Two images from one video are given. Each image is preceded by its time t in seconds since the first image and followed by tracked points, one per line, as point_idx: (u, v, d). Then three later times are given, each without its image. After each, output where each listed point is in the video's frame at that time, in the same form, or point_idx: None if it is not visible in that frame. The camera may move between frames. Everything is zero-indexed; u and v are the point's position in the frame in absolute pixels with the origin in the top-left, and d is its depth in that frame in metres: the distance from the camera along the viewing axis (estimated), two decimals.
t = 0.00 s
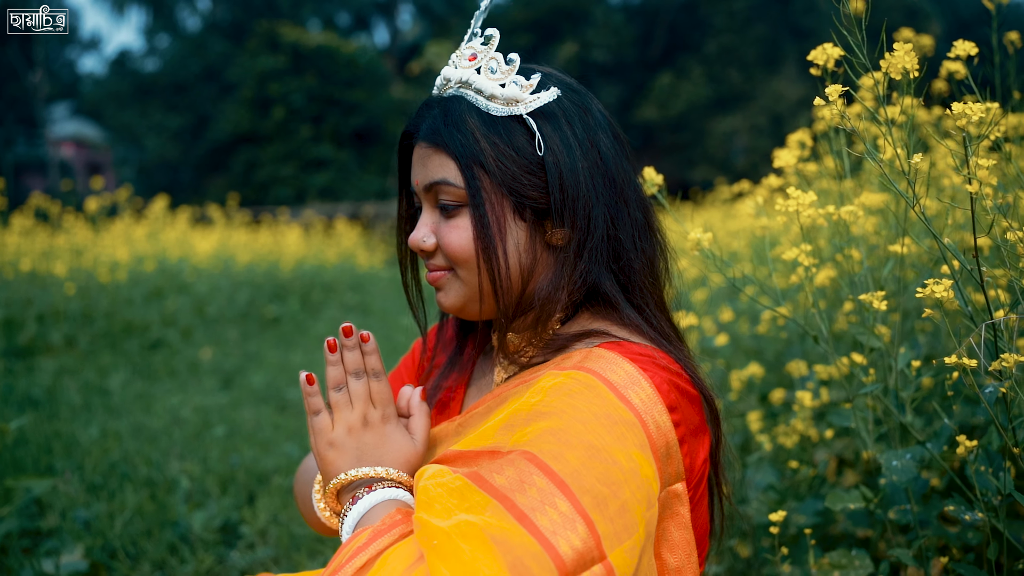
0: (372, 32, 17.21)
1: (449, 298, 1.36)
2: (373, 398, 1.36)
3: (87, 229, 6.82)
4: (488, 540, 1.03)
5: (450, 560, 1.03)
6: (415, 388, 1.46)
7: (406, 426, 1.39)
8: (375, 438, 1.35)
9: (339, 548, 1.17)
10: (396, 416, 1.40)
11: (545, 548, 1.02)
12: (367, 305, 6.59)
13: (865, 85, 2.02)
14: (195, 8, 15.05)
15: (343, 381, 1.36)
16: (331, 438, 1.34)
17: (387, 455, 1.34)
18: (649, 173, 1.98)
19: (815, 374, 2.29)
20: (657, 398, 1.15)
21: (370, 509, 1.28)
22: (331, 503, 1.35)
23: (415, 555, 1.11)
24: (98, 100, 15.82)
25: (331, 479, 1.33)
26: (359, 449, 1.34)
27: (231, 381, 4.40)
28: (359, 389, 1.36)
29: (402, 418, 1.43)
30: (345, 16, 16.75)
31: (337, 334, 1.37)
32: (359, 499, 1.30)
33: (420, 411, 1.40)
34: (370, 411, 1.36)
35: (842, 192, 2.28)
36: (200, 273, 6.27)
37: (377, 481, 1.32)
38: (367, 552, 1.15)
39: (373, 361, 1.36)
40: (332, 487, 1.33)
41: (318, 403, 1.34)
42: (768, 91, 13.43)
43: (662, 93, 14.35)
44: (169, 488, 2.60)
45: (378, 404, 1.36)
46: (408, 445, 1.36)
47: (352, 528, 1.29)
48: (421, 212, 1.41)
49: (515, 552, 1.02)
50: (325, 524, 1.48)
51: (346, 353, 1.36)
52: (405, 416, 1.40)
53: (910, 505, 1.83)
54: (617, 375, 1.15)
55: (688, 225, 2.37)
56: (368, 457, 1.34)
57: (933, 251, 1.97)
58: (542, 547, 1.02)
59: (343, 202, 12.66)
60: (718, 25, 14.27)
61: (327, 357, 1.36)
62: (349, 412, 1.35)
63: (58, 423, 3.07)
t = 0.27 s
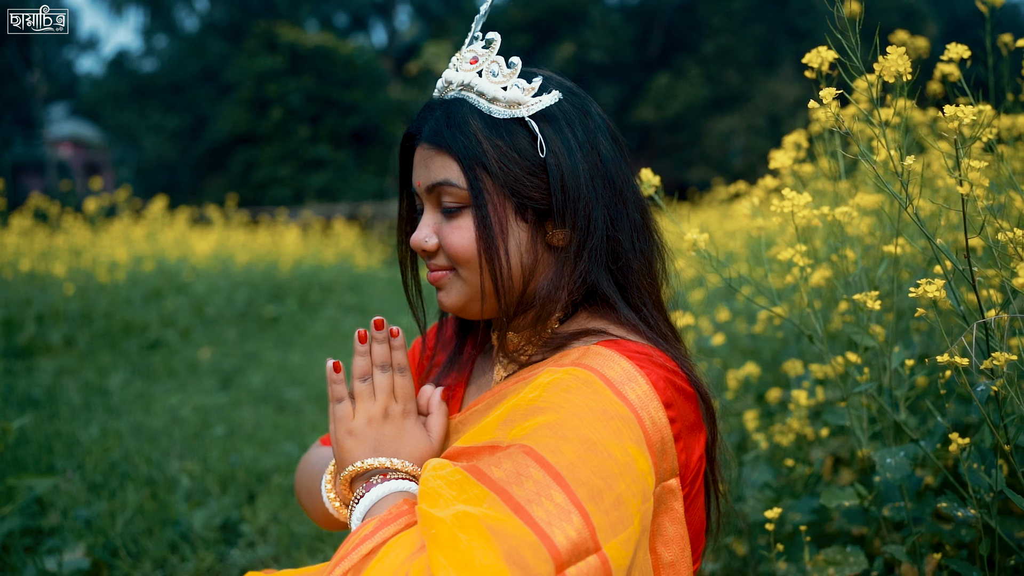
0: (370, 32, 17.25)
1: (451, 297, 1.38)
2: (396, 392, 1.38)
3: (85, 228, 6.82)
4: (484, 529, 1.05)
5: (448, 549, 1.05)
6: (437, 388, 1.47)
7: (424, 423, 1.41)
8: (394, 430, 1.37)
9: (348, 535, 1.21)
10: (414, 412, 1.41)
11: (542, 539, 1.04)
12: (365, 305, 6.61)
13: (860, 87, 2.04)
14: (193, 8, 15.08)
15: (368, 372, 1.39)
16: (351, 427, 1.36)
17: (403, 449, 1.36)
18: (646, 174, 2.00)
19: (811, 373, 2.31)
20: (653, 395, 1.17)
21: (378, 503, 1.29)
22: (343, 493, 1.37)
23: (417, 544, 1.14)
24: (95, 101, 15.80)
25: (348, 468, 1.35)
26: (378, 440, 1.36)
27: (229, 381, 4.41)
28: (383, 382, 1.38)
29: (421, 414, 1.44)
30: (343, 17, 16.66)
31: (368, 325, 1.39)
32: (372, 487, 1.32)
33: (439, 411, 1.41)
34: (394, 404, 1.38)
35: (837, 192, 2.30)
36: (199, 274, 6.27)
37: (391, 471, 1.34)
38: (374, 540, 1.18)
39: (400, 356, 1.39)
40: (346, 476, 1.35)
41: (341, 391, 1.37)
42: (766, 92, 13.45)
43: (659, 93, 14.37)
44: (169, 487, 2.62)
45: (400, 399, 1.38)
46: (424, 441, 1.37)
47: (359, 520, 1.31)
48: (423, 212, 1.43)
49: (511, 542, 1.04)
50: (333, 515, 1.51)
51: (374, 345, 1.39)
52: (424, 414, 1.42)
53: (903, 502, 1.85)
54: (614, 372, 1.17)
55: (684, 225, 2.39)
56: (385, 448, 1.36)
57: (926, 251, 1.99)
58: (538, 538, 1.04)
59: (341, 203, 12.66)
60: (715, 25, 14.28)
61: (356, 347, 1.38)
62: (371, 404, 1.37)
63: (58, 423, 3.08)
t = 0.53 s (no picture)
0: (368, 32, 17.11)
1: (453, 295, 1.39)
2: (410, 388, 1.40)
3: (83, 228, 6.83)
4: (482, 520, 1.06)
5: (447, 539, 1.06)
6: (451, 389, 1.48)
7: (435, 421, 1.42)
8: (407, 426, 1.38)
9: (355, 525, 1.23)
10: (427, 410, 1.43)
11: (540, 530, 1.05)
12: (363, 305, 6.62)
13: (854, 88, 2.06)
14: (191, 9, 15.09)
15: (385, 367, 1.41)
16: (364, 419, 1.38)
17: (415, 444, 1.37)
18: (643, 175, 2.02)
19: (807, 371, 2.33)
20: (650, 390, 1.18)
21: (384, 494, 1.30)
22: (353, 485, 1.39)
23: (420, 535, 1.16)
24: (93, 100, 15.78)
25: (360, 460, 1.36)
26: (394, 434, 1.37)
27: (228, 380, 4.42)
28: (399, 377, 1.40)
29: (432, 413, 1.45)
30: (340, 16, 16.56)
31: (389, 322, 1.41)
32: (382, 477, 1.33)
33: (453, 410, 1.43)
34: (410, 401, 1.39)
35: (832, 193, 2.32)
36: (197, 274, 6.28)
37: (402, 464, 1.34)
38: (378, 530, 1.20)
39: (417, 353, 1.41)
40: (357, 466, 1.36)
41: (357, 384, 1.39)
42: (763, 92, 13.48)
43: (657, 94, 14.39)
44: (169, 486, 2.63)
45: (414, 395, 1.40)
46: (435, 438, 1.38)
47: (367, 511, 1.32)
48: (426, 211, 1.44)
49: (510, 532, 1.05)
50: (339, 510, 1.52)
51: (393, 341, 1.41)
52: (437, 412, 1.43)
53: (897, 499, 1.87)
54: (612, 367, 1.19)
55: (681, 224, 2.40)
56: (397, 443, 1.37)
57: (921, 251, 2.01)
58: (536, 528, 1.05)
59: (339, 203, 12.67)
60: (713, 26, 14.29)
61: (376, 342, 1.40)
62: (386, 398, 1.39)
63: (58, 422, 3.09)
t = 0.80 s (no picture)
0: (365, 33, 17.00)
1: (456, 293, 1.41)
2: (416, 384, 1.42)
3: (81, 229, 6.84)
4: (483, 512, 1.08)
5: (448, 530, 1.09)
6: (456, 386, 1.50)
7: (439, 417, 1.44)
8: (412, 421, 1.40)
9: (359, 517, 1.25)
10: (432, 406, 1.44)
11: (540, 522, 1.07)
12: (361, 305, 6.64)
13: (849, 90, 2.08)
14: (188, 9, 15.13)
15: (393, 363, 1.43)
16: (371, 414, 1.40)
17: (421, 439, 1.39)
18: (640, 175, 2.04)
19: (802, 370, 2.35)
20: (648, 385, 1.21)
21: (389, 487, 1.31)
22: (358, 478, 1.40)
23: (423, 526, 1.18)
24: (90, 101, 15.77)
25: (365, 454, 1.38)
26: (399, 428, 1.39)
27: (226, 380, 4.44)
28: (406, 373, 1.42)
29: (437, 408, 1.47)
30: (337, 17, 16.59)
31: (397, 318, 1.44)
32: (388, 470, 1.35)
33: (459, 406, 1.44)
34: (416, 396, 1.41)
35: (827, 193, 2.34)
36: (195, 274, 6.29)
37: (406, 458, 1.36)
38: (382, 521, 1.22)
39: (424, 351, 1.43)
40: (362, 459, 1.38)
41: (364, 378, 1.42)
42: (760, 93, 13.52)
43: (654, 95, 14.40)
44: (169, 485, 2.65)
45: (420, 392, 1.42)
46: (440, 434, 1.40)
47: (371, 505, 1.34)
48: (430, 209, 1.46)
49: (510, 523, 1.07)
50: (342, 504, 1.54)
51: (400, 338, 1.43)
52: (442, 409, 1.45)
53: (891, 495, 1.90)
54: (610, 362, 1.21)
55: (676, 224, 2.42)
56: (403, 437, 1.38)
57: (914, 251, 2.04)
58: (536, 519, 1.07)
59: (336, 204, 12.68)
60: (710, 27, 14.33)
61: (384, 338, 1.43)
62: (392, 394, 1.41)
63: (57, 421, 3.11)
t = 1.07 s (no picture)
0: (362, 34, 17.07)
1: (461, 289, 1.42)
2: (420, 380, 1.43)
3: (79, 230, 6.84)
4: (485, 504, 1.10)
5: (451, 521, 1.10)
6: (458, 383, 1.52)
7: (442, 413, 1.46)
8: (416, 416, 1.42)
9: (362, 510, 1.27)
10: (435, 401, 1.46)
11: (541, 513, 1.09)
12: (358, 306, 6.66)
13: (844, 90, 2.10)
14: (185, 10, 15.15)
15: (397, 358, 1.44)
16: (375, 408, 1.41)
17: (425, 434, 1.41)
18: (637, 176, 2.06)
19: (799, 368, 2.36)
20: (646, 380, 1.22)
21: (393, 481, 1.33)
22: (361, 472, 1.42)
23: (426, 518, 1.20)
24: (87, 101, 15.76)
25: (369, 447, 1.39)
26: (403, 423, 1.41)
27: (225, 380, 4.45)
28: (410, 368, 1.43)
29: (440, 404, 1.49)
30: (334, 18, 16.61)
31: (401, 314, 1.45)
32: (392, 463, 1.36)
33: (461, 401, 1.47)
34: (418, 392, 1.43)
35: (822, 193, 2.36)
36: (194, 274, 6.30)
37: (410, 452, 1.37)
38: (387, 514, 1.24)
39: (428, 347, 1.45)
40: (366, 453, 1.40)
41: (368, 373, 1.44)
42: (757, 94, 13.56)
43: (651, 95, 14.26)
44: (169, 483, 2.67)
45: (424, 387, 1.44)
46: (443, 429, 1.42)
47: (375, 497, 1.35)
48: (434, 206, 1.47)
49: (512, 514, 1.09)
50: (343, 500, 1.55)
51: (404, 333, 1.45)
52: (444, 405, 1.47)
53: (887, 491, 1.91)
54: (609, 356, 1.23)
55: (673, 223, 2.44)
56: (407, 431, 1.40)
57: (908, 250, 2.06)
58: (537, 511, 1.09)
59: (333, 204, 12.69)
60: (706, 28, 14.36)
61: (389, 334, 1.44)
62: (397, 388, 1.42)
63: (57, 421, 3.12)
